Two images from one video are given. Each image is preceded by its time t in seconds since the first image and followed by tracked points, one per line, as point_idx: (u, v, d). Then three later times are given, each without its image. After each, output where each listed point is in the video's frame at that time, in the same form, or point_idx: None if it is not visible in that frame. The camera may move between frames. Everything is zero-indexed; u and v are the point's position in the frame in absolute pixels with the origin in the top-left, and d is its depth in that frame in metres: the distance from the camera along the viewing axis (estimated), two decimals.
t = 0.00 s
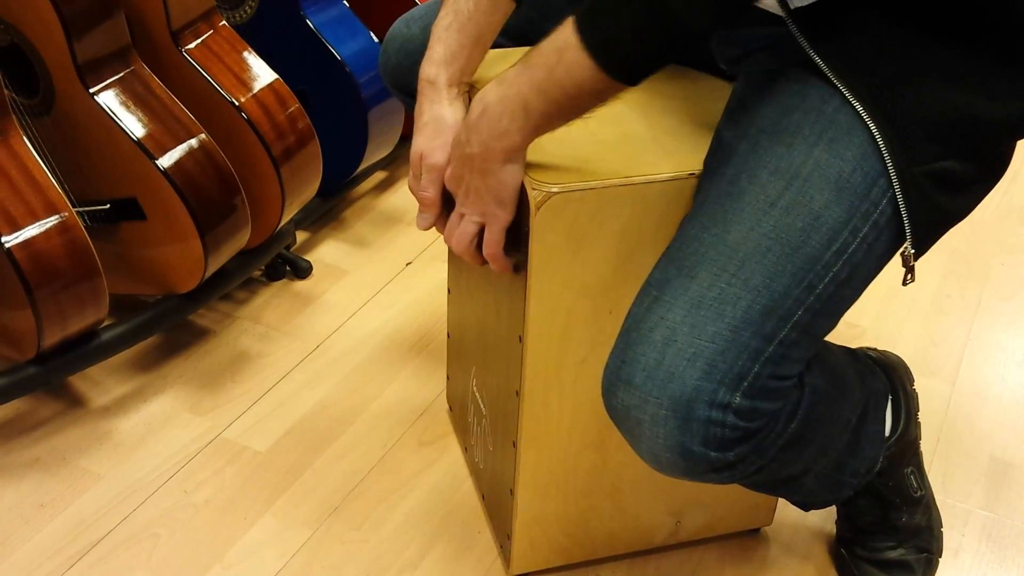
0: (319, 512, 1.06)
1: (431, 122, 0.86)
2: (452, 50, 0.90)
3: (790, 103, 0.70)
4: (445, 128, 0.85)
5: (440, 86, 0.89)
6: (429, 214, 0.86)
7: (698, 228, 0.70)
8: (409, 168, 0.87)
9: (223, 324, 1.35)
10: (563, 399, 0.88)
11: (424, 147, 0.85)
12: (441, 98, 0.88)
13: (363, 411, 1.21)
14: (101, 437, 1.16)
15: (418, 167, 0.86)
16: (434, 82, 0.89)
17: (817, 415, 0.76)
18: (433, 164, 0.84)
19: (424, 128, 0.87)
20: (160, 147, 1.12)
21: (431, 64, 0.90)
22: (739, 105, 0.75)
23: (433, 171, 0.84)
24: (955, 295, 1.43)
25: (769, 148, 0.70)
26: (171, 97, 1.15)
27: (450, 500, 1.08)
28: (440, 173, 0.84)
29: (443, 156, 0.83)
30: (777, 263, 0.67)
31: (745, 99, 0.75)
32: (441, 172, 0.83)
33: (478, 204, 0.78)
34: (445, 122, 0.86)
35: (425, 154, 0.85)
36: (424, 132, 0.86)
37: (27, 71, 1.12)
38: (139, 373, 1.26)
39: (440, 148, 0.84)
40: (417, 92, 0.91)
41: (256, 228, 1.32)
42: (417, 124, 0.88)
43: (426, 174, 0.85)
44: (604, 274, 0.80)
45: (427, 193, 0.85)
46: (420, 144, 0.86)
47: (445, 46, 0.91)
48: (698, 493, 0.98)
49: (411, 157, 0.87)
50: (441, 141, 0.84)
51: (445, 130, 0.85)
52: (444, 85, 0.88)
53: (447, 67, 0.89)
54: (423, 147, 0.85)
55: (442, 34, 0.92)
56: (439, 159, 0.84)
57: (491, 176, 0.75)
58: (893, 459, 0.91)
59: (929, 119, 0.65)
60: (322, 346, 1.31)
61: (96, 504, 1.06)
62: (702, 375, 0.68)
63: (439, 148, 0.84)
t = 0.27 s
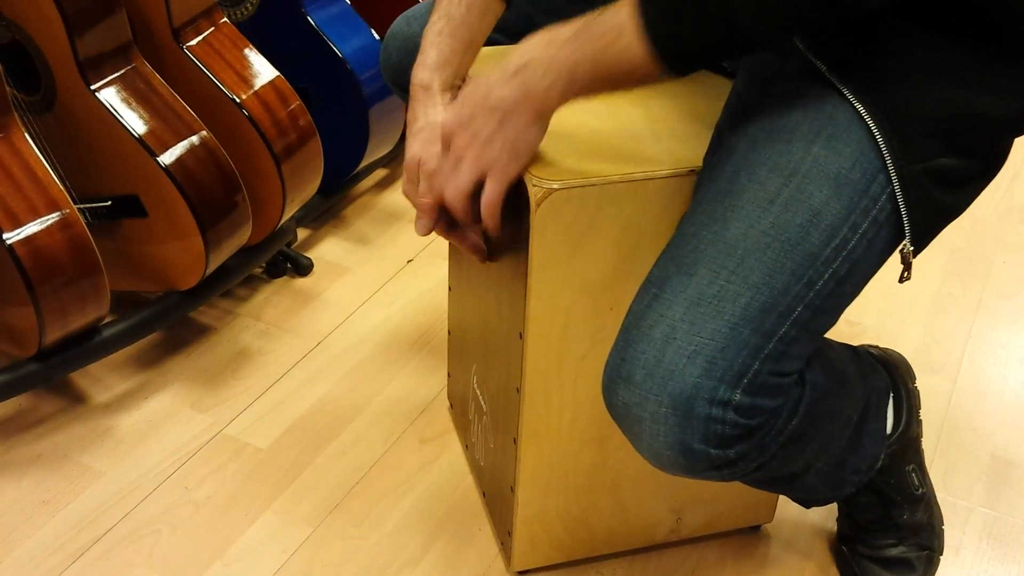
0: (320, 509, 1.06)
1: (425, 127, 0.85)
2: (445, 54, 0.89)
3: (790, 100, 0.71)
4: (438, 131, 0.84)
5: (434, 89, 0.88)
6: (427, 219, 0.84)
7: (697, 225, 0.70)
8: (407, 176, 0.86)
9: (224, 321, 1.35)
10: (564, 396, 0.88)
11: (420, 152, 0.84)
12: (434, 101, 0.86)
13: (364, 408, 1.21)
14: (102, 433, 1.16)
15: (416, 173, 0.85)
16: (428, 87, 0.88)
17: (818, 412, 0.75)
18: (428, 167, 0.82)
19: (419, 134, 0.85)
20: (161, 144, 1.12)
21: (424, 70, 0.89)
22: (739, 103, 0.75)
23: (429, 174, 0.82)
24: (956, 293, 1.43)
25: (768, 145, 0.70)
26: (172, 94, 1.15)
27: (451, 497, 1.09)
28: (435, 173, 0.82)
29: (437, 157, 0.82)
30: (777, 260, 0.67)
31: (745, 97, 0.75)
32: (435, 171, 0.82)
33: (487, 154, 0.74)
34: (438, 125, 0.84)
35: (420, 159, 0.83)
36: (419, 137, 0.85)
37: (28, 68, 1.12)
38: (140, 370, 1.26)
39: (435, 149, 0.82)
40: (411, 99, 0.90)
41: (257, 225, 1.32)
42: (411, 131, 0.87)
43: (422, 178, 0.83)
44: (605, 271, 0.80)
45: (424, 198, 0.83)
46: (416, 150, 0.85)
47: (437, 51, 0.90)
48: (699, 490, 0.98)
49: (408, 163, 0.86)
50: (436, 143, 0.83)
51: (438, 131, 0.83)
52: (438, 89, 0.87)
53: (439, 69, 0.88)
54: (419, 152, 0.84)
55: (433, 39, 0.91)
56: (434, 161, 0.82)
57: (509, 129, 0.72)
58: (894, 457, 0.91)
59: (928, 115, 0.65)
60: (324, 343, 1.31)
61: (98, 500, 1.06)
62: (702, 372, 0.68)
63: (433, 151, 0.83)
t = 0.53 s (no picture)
0: (321, 507, 1.06)
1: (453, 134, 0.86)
2: (470, 62, 0.89)
3: (788, 98, 0.70)
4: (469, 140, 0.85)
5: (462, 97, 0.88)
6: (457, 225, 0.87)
7: (695, 224, 0.70)
8: (431, 179, 0.87)
9: (225, 319, 1.35)
10: (564, 394, 0.88)
11: (449, 161, 0.85)
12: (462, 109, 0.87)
13: (365, 406, 1.21)
14: (102, 432, 1.16)
15: (442, 179, 0.86)
16: (456, 94, 0.88)
17: (816, 411, 0.75)
18: (462, 179, 0.84)
19: (446, 140, 0.86)
20: (161, 142, 1.12)
21: (449, 76, 0.89)
22: (737, 100, 0.75)
23: (462, 186, 0.85)
24: (958, 290, 1.42)
25: (766, 143, 0.70)
26: (172, 92, 1.15)
27: (452, 495, 1.08)
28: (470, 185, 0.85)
29: (471, 171, 0.84)
30: (774, 259, 0.67)
31: (743, 94, 0.74)
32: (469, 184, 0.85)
33: (531, 102, 0.74)
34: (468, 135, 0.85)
35: (451, 169, 0.85)
36: (447, 143, 0.86)
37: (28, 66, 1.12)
38: (141, 368, 1.26)
39: (468, 163, 0.84)
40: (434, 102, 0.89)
41: (258, 223, 1.32)
42: (437, 136, 0.87)
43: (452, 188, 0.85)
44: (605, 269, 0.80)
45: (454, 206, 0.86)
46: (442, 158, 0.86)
47: (463, 58, 0.90)
48: (700, 488, 0.98)
49: (434, 168, 0.86)
50: (467, 156, 0.84)
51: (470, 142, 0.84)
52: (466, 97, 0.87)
53: (465, 77, 0.89)
54: (448, 162, 0.85)
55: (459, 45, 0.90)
56: (467, 174, 0.84)
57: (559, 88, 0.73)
58: (896, 454, 0.91)
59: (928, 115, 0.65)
60: (324, 341, 1.31)
61: (99, 498, 1.07)
62: (698, 371, 0.68)
63: (466, 164, 0.84)
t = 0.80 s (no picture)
0: (319, 505, 1.06)
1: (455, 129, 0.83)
2: (469, 56, 0.88)
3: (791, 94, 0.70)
4: (472, 135, 0.82)
5: (461, 90, 0.86)
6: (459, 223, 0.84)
7: (696, 220, 0.70)
8: (432, 176, 0.84)
9: (223, 317, 1.35)
10: (564, 391, 0.87)
11: (452, 156, 0.82)
12: (463, 104, 0.85)
13: (363, 404, 1.20)
14: (100, 429, 1.15)
15: (444, 175, 0.83)
16: (454, 89, 0.86)
17: (817, 408, 0.75)
18: (467, 173, 0.81)
19: (448, 136, 0.83)
20: (159, 139, 1.12)
21: (448, 71, 0.88)
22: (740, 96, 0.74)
23: (467, 180, 0.81)
24: (957, 287, 1.42)
25: (768, 140, 0.69)
26: (169, 89, 1.14)
27: (450, 492, 1.08)
28: (474, 178, 0.81)
29: (476, 164, 0.81)
30: (776, 256, 0.67)
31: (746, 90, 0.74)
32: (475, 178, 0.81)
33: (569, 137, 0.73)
34: (471, 128, 0.82)
35: (454, 164, 0.82)
36: (448, 138, 0.83)
37: (26, 63, 1.12)
38: (139, 365, 1.26)
39: (472, 156, 0.81)
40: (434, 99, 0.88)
41: (256, 220, 1.32)
42: (438, 132, 0.85)
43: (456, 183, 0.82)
44: (604, 266, 0.79)
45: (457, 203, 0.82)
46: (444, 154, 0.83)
47: (461, 53, 0.89)
48: (699, 485, 0.98)
49: (435, 164, 0.83)
50: (471, 149, 0.81)
51: (473, 137, 0.82)
52: (465, 91, 0.86)
53: (463, 71, 0.87)
54: (451, 157, 0.82)
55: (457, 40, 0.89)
56: (472, 167, 0.81)
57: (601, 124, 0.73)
58: (895, 450, 0.91)
59: (929, 111, 0.65)
60: (323, 339, 1.31)
61: (96, 496, 1.06)
62: (700, 368, 0.68)
63: (470, 157, 0.81)
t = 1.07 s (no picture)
0: (319, 503, 1.05)
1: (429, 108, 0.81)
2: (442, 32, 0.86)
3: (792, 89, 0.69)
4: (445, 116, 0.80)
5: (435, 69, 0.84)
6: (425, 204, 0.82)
7: (697, 216, 0.69)
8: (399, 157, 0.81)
9: (222, 313, 1.34)
10: (564, 389, 0.87)
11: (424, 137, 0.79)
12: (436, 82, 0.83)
13: (363, 401, 1.20)
14: (98, 427, 1.15)
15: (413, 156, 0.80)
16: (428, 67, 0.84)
17: (817, 406, 0.75)
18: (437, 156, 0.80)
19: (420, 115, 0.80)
20: (157, 135, 1.11)
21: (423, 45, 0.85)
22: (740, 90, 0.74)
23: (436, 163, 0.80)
24: (959, 283, 1.42)
25: (769, 135, 0.69)
26: (167, 84, 1.14)
27: (450, 490, 1.08)
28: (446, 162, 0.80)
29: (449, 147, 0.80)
30: (777, 252, 0.66)
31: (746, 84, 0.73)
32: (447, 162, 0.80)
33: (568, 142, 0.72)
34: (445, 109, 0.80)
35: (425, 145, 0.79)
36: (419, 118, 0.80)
37: (21, 58, 1.11)
38: (137, 362, 1.25)
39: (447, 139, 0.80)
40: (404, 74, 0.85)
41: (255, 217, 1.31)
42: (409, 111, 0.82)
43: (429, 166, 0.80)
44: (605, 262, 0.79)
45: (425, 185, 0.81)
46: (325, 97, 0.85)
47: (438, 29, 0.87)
48: (700, 483, 0.98)
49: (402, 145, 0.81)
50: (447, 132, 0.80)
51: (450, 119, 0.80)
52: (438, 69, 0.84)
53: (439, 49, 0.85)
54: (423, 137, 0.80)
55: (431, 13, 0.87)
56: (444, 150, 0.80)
57: (595, 127, 0.73)
58: (896, 448, 0.91)
59: (934, 107, 0.64)
60: (322, 335, 1.30)
61: (95, 494, 1.06)
62: (700, 365, 0.67)
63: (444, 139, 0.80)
